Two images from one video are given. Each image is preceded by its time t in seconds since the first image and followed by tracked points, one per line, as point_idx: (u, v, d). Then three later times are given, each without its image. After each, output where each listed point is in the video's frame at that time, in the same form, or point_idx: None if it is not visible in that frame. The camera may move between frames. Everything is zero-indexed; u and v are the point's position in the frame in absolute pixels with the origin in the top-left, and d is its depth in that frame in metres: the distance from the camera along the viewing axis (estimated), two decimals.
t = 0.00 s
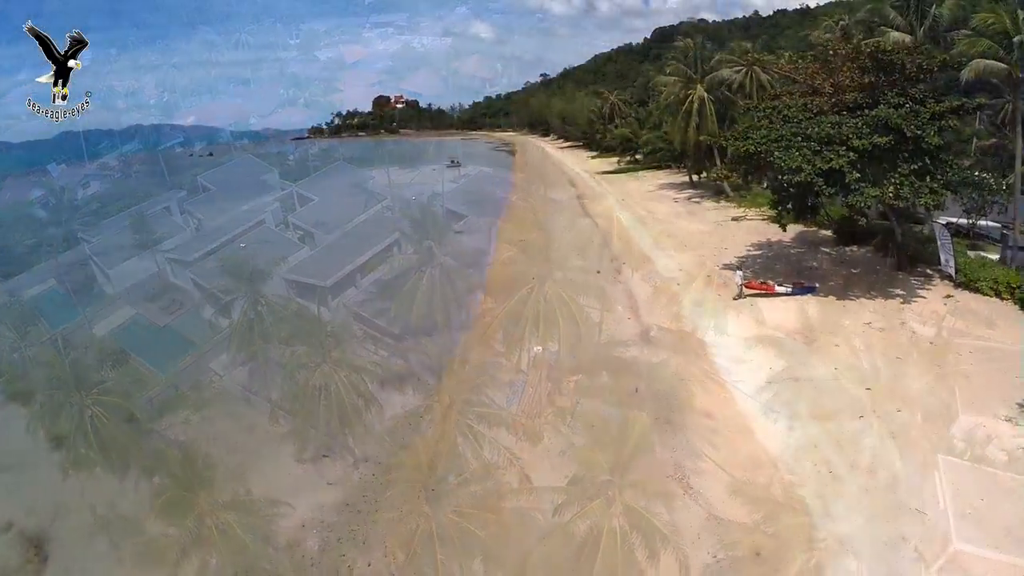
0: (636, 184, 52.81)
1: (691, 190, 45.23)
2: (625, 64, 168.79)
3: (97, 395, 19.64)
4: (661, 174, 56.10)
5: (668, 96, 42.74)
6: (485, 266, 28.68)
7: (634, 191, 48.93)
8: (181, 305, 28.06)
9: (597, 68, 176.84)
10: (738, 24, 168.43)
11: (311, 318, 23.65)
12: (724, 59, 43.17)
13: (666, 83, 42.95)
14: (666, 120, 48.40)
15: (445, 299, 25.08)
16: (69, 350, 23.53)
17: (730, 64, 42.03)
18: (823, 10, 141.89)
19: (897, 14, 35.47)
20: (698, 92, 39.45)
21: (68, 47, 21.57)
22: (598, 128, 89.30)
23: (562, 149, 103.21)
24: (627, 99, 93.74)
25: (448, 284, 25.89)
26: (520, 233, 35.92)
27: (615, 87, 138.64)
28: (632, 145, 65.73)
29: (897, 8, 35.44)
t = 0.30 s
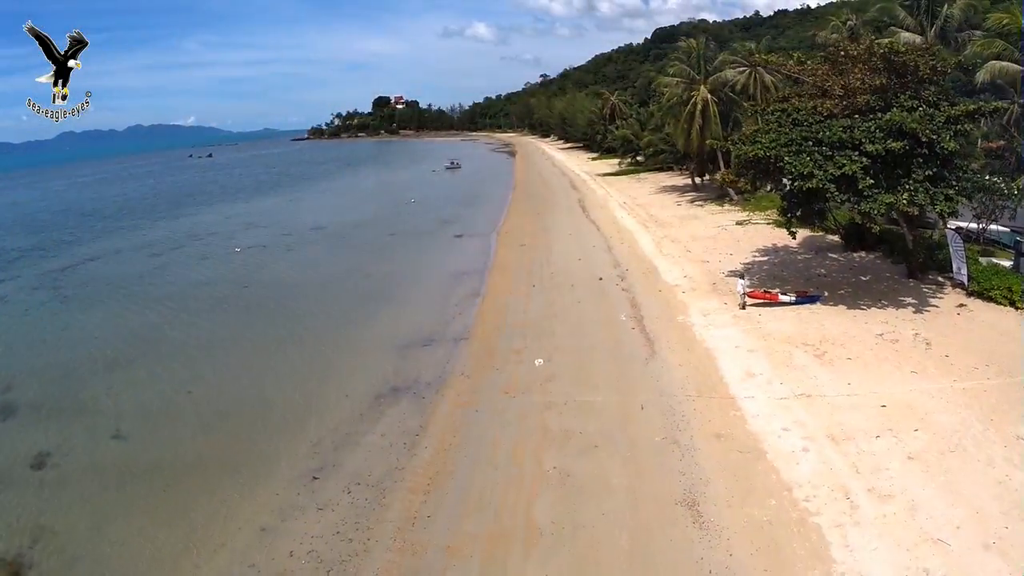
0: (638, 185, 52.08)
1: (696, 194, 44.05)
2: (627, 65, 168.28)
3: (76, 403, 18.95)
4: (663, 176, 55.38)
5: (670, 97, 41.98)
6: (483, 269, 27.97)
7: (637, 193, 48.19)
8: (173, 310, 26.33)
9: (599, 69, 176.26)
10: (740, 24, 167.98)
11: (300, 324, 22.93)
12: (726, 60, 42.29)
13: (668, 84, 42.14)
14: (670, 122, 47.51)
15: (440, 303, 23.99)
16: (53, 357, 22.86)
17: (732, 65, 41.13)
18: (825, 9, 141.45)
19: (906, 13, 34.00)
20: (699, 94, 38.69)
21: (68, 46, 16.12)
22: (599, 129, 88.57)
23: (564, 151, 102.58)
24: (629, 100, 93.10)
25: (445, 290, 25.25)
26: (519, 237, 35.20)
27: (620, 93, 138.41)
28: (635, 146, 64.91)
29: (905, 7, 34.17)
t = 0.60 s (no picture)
0: (640, 187, 51.46)
1: (699, 196, 43.43)
2: (627, 65, 167.69)
3: (65, 415, 18.40)
4: (665, 178, 54.73)
5: (672, 98, 41.36)
6: (483, 274, 27.37)
7: (639, 195, 47.56)
8: (166, 317, 25.79)
9: (599, 69, 175.61)
10: (741, 24, 167.43)
11: (295, 331, 22.37)
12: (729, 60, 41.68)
13: (670, 85, 41.43)
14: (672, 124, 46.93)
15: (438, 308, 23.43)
16: (43, 366, 22.31)
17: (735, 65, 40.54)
18: (827, 9, 140.89)
19: (916, 13, 33.23)
20: (702, 95, 37.99)
21: (68, 46, 15.26)
22: (600, 129, 87.90)
23: (565, 151, 101.97)
24: (631, 100, 92.42)
25: (444, 296, 24.67)
26: (520, 240, 34.58)
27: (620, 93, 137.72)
28: (636, 147, 64.26)
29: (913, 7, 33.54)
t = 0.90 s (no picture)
0: (642, 189, 50.83)
1: (702, 198, 42.81)
2: (628, 65, 167.00)
3: (49, 430, 17.78)
4: (667, 179, 54.11)
5: (675, 99, 40.70)
6: (482, 280, 26.74)
7: (641, 197, 46.93)
8: (158, 324, 25.20)
9: (599, 70, 175.08)
10: (742, 24, 166.75)
11: (289, 340, 21.75)
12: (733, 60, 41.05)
13: (672, 85, 40.77)
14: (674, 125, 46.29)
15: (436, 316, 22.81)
16: (30, 376, 21.70)
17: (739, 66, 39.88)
18: (828, 8, 140.21)
19: (926, 13, 32.59)
20: (705, 96, 37.26)
21: (68, 46, 15.05)
22: (601, 130, 87.22)
23: (565, 151, 101.30)
24: (631, 100, 91.71)
25: (442, 303, 24.04)
26: (520, 243, 33.97)
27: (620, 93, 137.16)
28: (637, 148, 63.66)
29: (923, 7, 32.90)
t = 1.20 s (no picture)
0: (643, 189, 50.18)
1: (704, 200, 42.18)
2: (628, 64, 166.22)
3: (34, 444, 17.17)
4: (668, 181, 53.50)
5: (678, 99, 40.04)
6: (482, 285, 26.14)
7: (642, 198, 46.29)
8: (150, 332, 24.64)
9: (599, 69, 174.45)
10: (743, 24, 166.03)
11: (282, 348, 21.15)
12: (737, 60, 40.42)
13: (675, 85, 40.13)
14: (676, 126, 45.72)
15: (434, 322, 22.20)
16: (17, 386, 21.10)
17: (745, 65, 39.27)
18: (829, 8, 139.20)
19: (939, 13, 32.03)
20: (709, 96, 36.54)
21: (68, 45, 14.41)
22: (601, 130, 86.54)
23: (565, 151, 100.60)
24: (632, 100, 91.01)
25: (440, 309, 23.45)
26: (520, 246, 33.35)
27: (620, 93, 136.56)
28: (638, 148, 63.02)
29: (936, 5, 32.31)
